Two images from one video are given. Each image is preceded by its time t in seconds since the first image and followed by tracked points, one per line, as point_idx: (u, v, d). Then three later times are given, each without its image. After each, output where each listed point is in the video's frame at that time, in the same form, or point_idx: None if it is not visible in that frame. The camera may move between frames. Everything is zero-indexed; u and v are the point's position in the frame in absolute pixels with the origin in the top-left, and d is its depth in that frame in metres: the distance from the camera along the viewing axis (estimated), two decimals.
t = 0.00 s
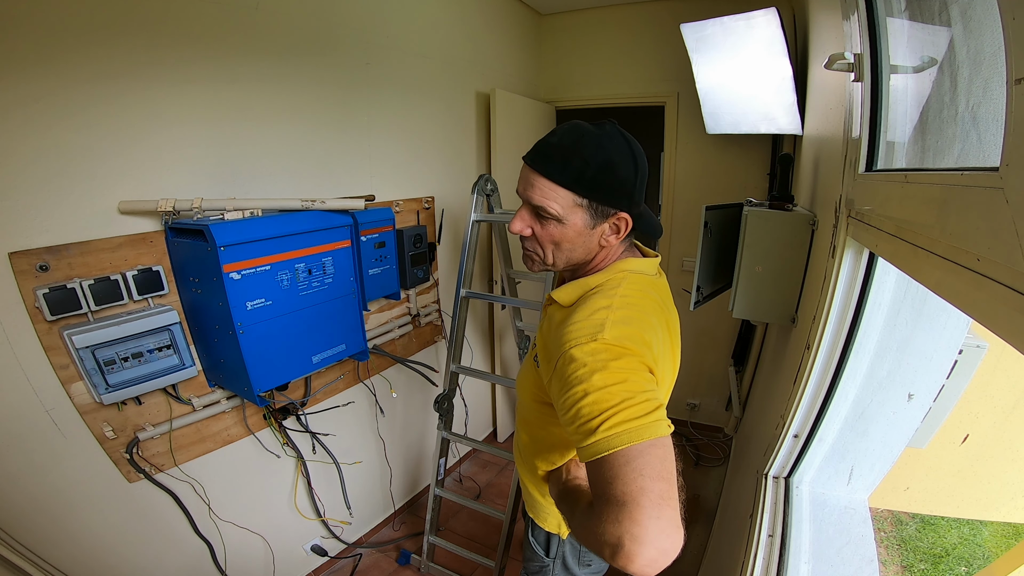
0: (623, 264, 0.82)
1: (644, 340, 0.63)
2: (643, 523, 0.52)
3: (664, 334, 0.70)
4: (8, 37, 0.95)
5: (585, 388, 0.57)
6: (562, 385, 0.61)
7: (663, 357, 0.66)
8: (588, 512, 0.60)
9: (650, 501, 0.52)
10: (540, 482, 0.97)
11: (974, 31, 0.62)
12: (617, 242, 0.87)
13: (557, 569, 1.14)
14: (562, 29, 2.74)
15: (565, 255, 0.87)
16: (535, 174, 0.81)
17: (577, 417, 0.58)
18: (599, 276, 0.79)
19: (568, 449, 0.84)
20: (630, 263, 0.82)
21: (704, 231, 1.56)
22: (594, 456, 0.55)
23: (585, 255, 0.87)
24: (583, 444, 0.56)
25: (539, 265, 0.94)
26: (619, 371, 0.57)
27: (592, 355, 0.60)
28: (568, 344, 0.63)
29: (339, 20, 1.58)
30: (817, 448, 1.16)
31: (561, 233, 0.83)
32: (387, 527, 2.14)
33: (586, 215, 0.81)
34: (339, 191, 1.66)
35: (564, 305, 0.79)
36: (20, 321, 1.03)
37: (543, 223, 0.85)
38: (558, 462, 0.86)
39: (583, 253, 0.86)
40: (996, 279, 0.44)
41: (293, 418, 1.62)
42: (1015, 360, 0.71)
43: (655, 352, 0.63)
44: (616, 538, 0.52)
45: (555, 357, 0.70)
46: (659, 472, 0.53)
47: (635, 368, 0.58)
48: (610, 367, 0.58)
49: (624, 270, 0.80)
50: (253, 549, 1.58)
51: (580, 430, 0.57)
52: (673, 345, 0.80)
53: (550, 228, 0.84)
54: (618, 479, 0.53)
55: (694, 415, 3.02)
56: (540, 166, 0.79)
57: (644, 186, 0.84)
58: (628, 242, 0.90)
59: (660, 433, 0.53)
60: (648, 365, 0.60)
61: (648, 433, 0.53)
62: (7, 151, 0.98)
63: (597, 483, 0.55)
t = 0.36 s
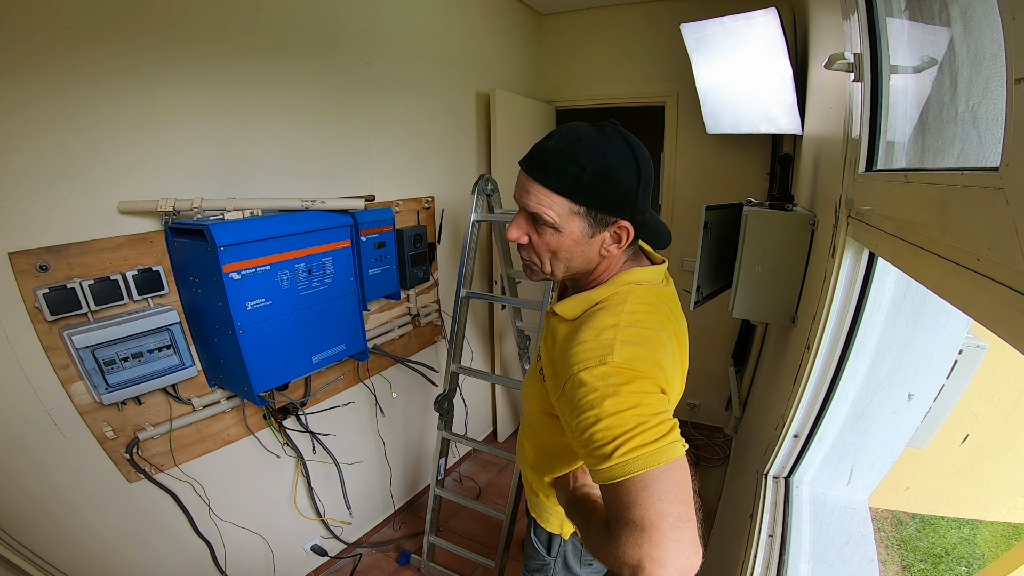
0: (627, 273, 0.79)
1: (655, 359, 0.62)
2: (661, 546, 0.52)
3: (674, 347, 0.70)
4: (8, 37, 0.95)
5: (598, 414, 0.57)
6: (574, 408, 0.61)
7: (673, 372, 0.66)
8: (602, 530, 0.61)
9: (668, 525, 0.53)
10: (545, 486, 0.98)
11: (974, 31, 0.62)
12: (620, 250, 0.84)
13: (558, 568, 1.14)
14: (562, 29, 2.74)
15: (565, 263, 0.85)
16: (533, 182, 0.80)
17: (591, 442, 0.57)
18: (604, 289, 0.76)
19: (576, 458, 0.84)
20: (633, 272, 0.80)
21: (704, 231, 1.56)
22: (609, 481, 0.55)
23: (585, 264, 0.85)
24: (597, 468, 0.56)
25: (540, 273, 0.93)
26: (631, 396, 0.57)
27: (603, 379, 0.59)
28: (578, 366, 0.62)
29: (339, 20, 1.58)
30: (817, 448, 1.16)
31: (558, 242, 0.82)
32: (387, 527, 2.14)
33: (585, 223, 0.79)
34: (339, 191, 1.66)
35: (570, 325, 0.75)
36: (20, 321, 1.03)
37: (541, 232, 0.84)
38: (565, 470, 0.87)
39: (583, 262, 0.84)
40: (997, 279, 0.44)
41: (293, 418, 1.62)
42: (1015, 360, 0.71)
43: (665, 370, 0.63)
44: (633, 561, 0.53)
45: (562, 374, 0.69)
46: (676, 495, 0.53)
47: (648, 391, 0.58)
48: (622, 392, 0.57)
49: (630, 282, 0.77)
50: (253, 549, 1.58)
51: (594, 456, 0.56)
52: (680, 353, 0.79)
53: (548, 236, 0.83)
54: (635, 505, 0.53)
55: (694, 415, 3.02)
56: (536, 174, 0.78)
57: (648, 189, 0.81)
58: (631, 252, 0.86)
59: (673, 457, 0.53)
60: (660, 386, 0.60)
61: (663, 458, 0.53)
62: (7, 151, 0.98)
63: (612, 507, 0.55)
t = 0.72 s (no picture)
0: (631, 263, 0.82)
1: (654, 343, 0.62)
2: (660, 530, 0.51)
3: (675, 336, 0.70)
4: (8, 38, 0.95)
5: (596, 393, 0.57)
6: (572, 390, 0.61)
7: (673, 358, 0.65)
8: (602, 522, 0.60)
9: (666, 509, 0.52)
10: (547, 490, 0.96)
11: (974, 31, 0.61)
12: (621, 233, 0.88)
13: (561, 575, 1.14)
14: (562, 29, 2.74)
15: (567, 233, 0.91)
16: (555, 151, 0.88)
17: (588, 422, 0.57)
18: (605, 278, 0.78)
19: (579, 459, 0.82)
20: (636, 264, 0.81)
21: (704, 231, 1.56)
22: (606, 461, 0.54)
23: (585, 238, 0.89)
24: (594, 449, 0.56)
25: (547, 245, 0.98)
26: (629, 373, 0.57)
27: (601, 360, 0.59)
28: (577, 349, 0.63)
29: (339, 20, 1.58)
30: (817, 448, 1.16)
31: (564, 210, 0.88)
32: (387, 527, 2.14)
33: (592, 193, 0.84)
34: (339, 191, 1.66)
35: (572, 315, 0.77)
36: (20, 321, 1.03)
37: (552, 198, 0.91)
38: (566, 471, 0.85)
39: (584, 236, 0.89)
40: (996, 279, 0.44)
41: (293, 418, 1.62)
42: (1015, 361, 0.71)
43: (666, 354, 0.63)
44: (631, 545, 0.52)
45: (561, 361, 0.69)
46: (674, 478, 0.52)
47: (646, 371, 0.58)
48: (620, 371, 0.57)
49: (631, 271, 0.78)
50: (253, 549, 1.58)
51: (592, 435, 0.56)
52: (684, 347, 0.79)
53: (557, 203, 0.90)
54: (633, 485, 0.52)
55: (694, 415, 3.02)
56: (559, 142, 0.87)
57: (660, 178, 0.85)
58: (633, 238, 0.89)
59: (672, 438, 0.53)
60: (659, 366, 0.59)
61: (659, 437, 0.52)
62: (7, 151, 0.98)
63: (609, 491, 0.55)
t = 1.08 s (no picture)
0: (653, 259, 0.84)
1: (659, 335, 0.63)
2: (582, 484, 0.51)
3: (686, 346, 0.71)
4: (8, 38, 0.95)
5: (585, 355, 0.59)
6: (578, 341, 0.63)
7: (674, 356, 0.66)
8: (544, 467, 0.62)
9: (595, 471, 0.52)
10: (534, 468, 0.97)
11: (974, 31, 0.61)
12: (632, 230, 0.88)
13: None
14: (562, 29, 2.74)
15: (578, 226, 0.91)
16: (577, 142, 0.88)
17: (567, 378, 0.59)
18: (628, 266, 0.81)
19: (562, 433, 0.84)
20: (661, 261, 0.83)
21: (704, 231, 1.56)
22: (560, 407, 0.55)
23: (595, 232, 0.89)
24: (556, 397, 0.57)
25: (557, 236, 0.99)
26: (638, 352, 0.59)
27: (605, 331, 0.61)
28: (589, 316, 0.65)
29: (339, 20, 1.58)
30: (817, 448, 1.16)
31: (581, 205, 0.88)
32: (387, 527, 2.14)
33: (607, 187, 0.84)
34: (339, 191, 1.66)
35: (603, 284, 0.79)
36: (20, 321, 1.03)
37: (567, 188, 0.91)
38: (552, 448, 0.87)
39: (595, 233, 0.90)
40: (996, 279, 0.44)
41: (293, 418, 1.62)
42: (1015, 360, 0.71)
43: (667, 347, 0.63)
44: (546, 482, 0.50)
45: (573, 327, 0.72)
46: (616, 450, 0.54)
47: (637, 354, 0.59)
48: (614, 343, 0.59)
49: (650, 264, 0.80)
50: (253, 549, 1.58)
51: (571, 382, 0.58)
52: (693, 353, 0.79)
53: (571, 194, 0.90)
54: (582, 431, 0.53)
55: (694, 415, 3.02)
56: (582, 133, 0.86)
57: (677, 185, 0.86)
58: (643, 238, 0.90)
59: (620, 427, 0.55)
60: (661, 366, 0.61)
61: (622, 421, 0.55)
62: (7, 152, 0.98)
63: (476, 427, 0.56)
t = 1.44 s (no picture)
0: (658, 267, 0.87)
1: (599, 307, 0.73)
2: (426, 300, 0.69)
3: (657, 346, 0.77)
4: (8, 38, 0.95)
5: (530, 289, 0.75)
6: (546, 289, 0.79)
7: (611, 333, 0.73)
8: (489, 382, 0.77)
9: (440, 298, 0.69)
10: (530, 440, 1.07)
11: (974, 31, 0.61)
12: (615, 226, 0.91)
13: (551, 572, 1.12)
14: (562, 29, 2.74)
15: (580, 215, 0.99)
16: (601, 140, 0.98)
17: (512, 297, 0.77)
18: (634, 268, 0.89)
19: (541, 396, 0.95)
20: (673, 271, 0.87)
21: (704, 231, 1.56)
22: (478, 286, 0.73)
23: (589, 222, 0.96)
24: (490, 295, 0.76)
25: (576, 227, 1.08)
26: (560, 300, 0.72)
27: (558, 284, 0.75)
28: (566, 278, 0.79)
29: (339, 20, 1.58)
30: (817, 448, 1.16)
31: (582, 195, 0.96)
32: (387, 527, 2.14)
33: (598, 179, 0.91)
34: (339, 191, 1.66)
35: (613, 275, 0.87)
36: (20, 321, 1.03)
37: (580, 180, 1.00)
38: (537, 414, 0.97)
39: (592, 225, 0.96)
40: (996, 279, 0.44)
41: (293, 419, 1.62)
42: (1015, 361, 0.71)
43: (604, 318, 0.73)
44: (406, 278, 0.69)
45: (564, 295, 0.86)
46: (467, 303, 0.70)
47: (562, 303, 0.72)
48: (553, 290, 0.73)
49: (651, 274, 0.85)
50: (253, 549, 1.58)
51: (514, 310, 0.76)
52: (665, 363, 0.81)
53: (580, 186, 0.99)
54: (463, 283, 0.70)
55: (695, 415, 3.02)
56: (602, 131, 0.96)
57: (673, 187, 0.81)
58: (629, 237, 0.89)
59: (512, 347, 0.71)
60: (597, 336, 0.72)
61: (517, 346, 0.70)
62: (7, 152, 0.98)
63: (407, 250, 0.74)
